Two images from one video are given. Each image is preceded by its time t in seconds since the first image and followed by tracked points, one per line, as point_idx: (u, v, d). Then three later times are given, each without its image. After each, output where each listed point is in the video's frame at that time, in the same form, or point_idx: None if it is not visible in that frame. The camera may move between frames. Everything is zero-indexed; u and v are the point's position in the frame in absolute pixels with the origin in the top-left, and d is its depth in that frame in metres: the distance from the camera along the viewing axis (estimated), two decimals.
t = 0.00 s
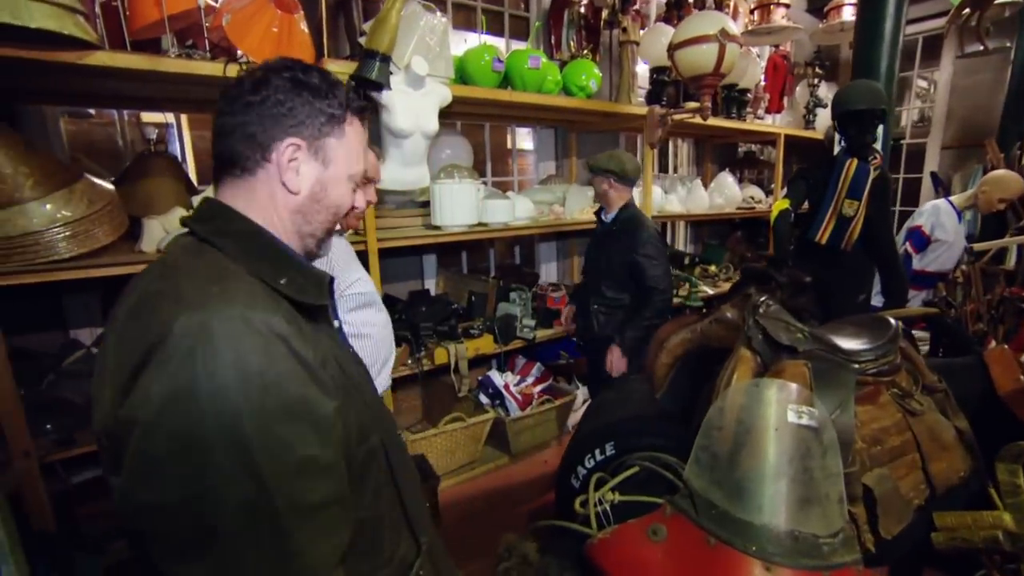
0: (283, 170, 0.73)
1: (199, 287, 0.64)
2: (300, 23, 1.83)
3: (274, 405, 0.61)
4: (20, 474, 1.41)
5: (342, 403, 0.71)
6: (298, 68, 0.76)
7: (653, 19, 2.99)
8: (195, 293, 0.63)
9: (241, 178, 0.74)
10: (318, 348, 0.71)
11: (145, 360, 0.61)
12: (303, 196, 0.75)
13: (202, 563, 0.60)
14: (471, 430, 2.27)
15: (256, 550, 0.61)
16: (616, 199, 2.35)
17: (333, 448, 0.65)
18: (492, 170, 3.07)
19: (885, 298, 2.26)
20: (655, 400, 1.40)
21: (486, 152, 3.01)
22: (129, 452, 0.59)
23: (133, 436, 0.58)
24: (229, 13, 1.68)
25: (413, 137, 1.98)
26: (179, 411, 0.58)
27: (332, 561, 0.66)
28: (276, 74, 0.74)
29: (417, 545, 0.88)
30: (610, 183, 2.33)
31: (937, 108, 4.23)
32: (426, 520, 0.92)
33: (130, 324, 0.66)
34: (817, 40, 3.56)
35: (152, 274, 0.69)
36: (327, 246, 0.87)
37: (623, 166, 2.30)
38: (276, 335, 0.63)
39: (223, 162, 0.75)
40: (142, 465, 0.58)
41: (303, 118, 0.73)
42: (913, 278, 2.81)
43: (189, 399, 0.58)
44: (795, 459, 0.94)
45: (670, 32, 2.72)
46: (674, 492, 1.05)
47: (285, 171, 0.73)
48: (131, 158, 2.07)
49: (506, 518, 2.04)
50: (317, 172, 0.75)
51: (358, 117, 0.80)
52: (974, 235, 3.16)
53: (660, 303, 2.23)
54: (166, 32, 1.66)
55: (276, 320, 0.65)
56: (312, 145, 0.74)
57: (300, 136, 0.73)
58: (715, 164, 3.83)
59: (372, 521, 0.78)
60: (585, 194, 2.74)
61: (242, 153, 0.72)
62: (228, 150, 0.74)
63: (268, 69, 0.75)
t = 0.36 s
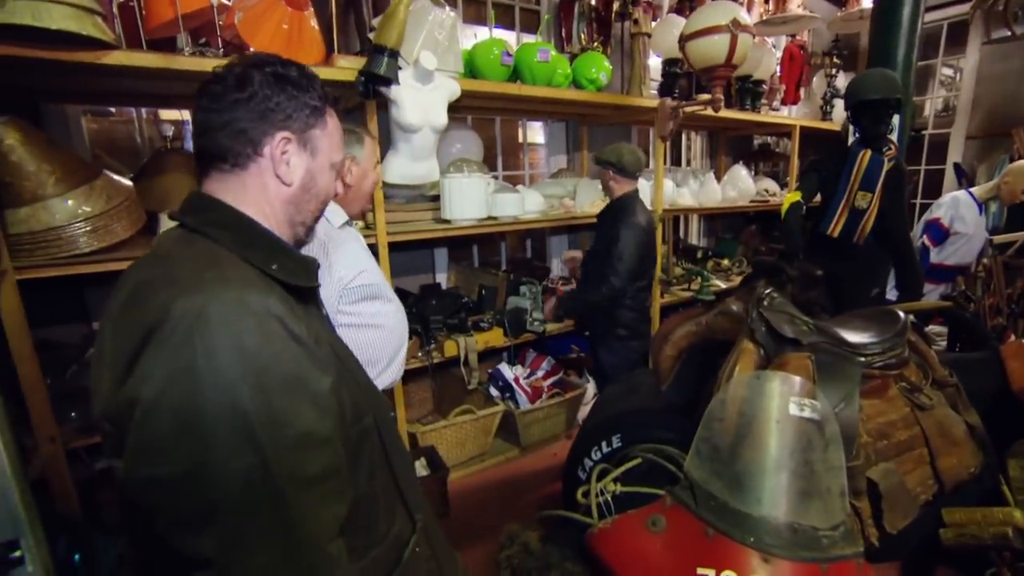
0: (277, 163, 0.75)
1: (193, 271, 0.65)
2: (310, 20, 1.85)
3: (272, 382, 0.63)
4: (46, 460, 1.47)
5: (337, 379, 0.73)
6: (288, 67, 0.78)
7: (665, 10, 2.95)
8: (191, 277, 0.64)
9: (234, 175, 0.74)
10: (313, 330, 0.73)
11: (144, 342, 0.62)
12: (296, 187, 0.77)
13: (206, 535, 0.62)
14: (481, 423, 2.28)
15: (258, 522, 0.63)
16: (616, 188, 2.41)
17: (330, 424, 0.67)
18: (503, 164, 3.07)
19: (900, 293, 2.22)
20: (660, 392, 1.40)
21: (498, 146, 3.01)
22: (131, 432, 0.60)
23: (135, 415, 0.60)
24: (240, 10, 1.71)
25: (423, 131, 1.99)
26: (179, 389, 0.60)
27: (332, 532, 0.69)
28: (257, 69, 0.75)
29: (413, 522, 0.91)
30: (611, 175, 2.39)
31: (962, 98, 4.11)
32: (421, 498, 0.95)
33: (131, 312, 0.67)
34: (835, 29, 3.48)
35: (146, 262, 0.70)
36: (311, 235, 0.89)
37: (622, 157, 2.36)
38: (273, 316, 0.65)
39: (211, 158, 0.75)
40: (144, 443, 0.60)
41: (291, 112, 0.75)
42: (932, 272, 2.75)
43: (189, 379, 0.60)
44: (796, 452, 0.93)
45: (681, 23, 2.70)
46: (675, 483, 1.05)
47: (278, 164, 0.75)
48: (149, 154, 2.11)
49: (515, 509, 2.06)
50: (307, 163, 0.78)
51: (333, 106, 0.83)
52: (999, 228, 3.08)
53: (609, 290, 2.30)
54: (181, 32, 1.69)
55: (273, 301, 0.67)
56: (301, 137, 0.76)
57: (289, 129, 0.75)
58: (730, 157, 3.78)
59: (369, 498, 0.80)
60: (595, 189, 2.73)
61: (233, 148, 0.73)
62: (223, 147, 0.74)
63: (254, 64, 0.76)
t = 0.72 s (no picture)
0: (275, 154, 0.77)
1: (211, 261, 0.66)
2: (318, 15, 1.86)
3: (298, 365, 0.64)
4: (60, 446, 1.50)
5: (352, 361, 0.75)
6: (280, 59, 0.78)
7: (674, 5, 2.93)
8: (210, 267, 0.65)
9: (232, 167, 0.75)
10: (325, 316, 0.75)
11: (169, 332, 0.62)
12: (294, 176, 0.79)
13: (245, 518, 0.62)
14: (486, 416, 2.30)
15: (298, 500, 0.64)
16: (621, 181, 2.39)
17: (352, 403, 0.70)
18: (510, 160, 3.07)
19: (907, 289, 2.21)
20: (662, 386, 1.41)
21: (504, 142, 3.01)
22: (164, 423, 0.60)
23: (169, 405, 0.60)
24: (249, 6, 1.73)
25: (429, 125, 2.00)
26: (212, 375, 0.60)
27: (361, 508, 0.71)
28: (245, 60, 0.75)
29: (415, 499, 0.93)
30: (615, 169, 2.38)
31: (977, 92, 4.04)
32: (421, 477, 0.97)
33: (148, 304, 0.67)
34: (847, 22, 3.43)
35: (156, 256, 0.70)
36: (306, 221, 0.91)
37: (631, 153, 2.34)
38: (293, 302, 0.67)
39: (206, 151, 0.76)
40: (177, 433, 0.60)
41: (285, 101, 0.76)
42: (941, 268, 2.73)
43: (218, 365, 0.60)
44: (794, 444, 0.94)
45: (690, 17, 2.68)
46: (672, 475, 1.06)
47: (276, 154, 0.77)
48: (160, 148, 2.14)
49: (519, 501, 2.08)
50: (303, 151, 0.80)
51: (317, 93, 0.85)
52: (1012, 226, 3.04)
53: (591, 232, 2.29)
54: (191, 27, 1.70)
55: (290, 288, 0.68)
56: (296, 126, 0.78)
57: (284, 119, 0.77)
58: (739, 152, 3.75)
59: (383, 477, 0.83)
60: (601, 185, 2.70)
61: (230, 142, 0.74)
62: (218, 140, 0.74)
63: (240, 53, 0.75)
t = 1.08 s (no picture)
0: (269, 155, 0.76)
1: (215, 267, 0.66)
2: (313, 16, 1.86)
3: (306, 370, 0.64)
4: (52, 448, 1.49)
5: (356, 366, 0.75)
6: (275, 58, 0.78)
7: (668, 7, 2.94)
8: (215, 273, 0.65)
9: (224, 167, 0.75)
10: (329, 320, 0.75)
11: (178, 342, 0.62)
12: (287, 178, 0.79)
13: (259, 523, 0.62)
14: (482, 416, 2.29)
15: (310, 504, 0.64)
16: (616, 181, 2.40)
17: (358, 407, 0.70)
18: (505, 161, 3.08)
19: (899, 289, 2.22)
20: (657, 387, 1.41)
21: (500, 143, 3.01)
22: (177, 432, 0.60)
23: (181, 415, 0.59)
24: (244, 7, 1.73)
25: (424, 126, 2.00)
26: (223, 384, 0.60)
27: (370, 511, 0.71)
28: (238, 59, 0.74)
29: (415, 497, 0.92)
30: (610, 171, 2.38)
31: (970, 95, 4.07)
32: (421, 475, 0.96)
33: (152, 312, 0.66)
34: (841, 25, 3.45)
35: (157, 262, 0.69)
36: (301, 223, 0.91)
37: (627, 156, 2.35)
38: (297, 308, 0.67)
39: (198, 152, 0.75)
40: (190, 441, 0.59)
41: (278, 101, 0.76)
42: (934, 269, 2.75)
43: (229, 373, 0.60)
44: (788, 446, 0.94)
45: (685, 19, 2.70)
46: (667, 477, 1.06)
47: (269, 155, 0.77)
48: (153, 148, 2.13)
49: (514, 502, 2.08)
50: (296, 153, 0.80)
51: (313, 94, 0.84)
52: (1004, 227, 3.06)
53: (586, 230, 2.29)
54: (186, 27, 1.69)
55: (294, 294, 0.68)
56: (289, 127, 0.78)
57: (278, 120, 0.76)
58: (733, 154, 3.77)
59: (385, 480, 0.83)
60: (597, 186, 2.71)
61: (221, 141, 0.74)
62: (210, 141, 0.74)
63: (233, 51, 0.75)
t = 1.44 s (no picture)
0: (275, 158, 0.76)
1: (213, 269, 0.65)
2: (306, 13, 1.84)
3: (307, 372, 0.63)
4: (41, 453, 1.47)
5: (359, 368, 0.74)
6: (261, 51, 0.74)
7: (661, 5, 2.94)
8: (213, 276, 0.64)
9: (232, 177, 0.74)
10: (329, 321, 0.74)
11: (178, 346, 0.61)
12: (292, 177, 0.79)
13: (260, 529, 0.61)
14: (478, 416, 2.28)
15: (313, 508, 0.63)
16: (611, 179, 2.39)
17: (361, 410, 0.69)
18: (500, 160, 3.07)
19: (891, 287, 2.24)
20: (654, 386, 1.41)
21: (494, 141, 3.00)
22: (178, 436, 0.59)
23: (183, 420, 0.58)
24: (235, 4, 1.70)
25: (419, 124, 1.99)
26: (225, 388, 0.59)
27: (373, 514, 0.70)
28: (226, 56, 0.71)
29: (416, 498, 0.91)
30: (606, 169, 2.37)
31: (960, 94, 4.11)
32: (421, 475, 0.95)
33: (149, 314, 0.65)
34: (833, 24, 3.47)
35: (154, 265, 0.68)
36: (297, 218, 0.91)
37: (625, 154, 2.35)
38: (297, 310, 0.66)
39: (194, 157, 0.73)
40: (191, 446, 0.58)
41: (277, 99, 0.74)
42: (926, 267, 2.77)
43: (230, 377, 0.59)
44: (786, 445, 0.94)
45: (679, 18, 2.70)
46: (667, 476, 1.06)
47: (275, 156, 0.76)
48: (143, 147, 2.10)
49: (510, 501, 2.08)
50: (298, 150, 0.79)
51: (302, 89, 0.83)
52: (993, 225, 3.10)
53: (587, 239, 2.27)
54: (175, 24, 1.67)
55: (294, 296, 0.67)
56: (290, 125, 0.77)
57: (280, 121, 0.76)
58: (727, 152, 3.78)
59: (387, 481, 0.82)
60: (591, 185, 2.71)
61: (228, 150, 0.72)
62: (213, 150, 0.72)
63: (221, 48, 0.71)
